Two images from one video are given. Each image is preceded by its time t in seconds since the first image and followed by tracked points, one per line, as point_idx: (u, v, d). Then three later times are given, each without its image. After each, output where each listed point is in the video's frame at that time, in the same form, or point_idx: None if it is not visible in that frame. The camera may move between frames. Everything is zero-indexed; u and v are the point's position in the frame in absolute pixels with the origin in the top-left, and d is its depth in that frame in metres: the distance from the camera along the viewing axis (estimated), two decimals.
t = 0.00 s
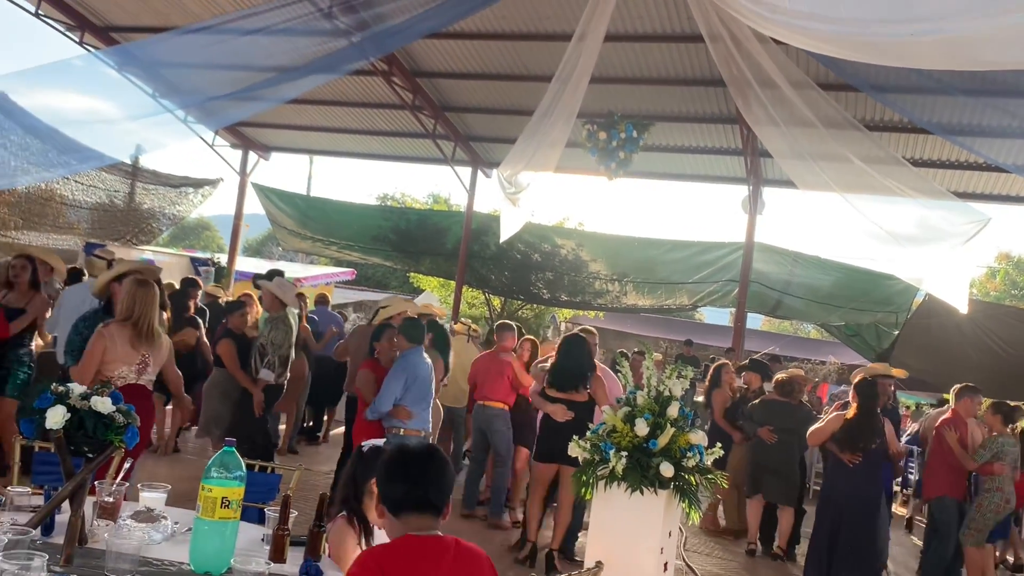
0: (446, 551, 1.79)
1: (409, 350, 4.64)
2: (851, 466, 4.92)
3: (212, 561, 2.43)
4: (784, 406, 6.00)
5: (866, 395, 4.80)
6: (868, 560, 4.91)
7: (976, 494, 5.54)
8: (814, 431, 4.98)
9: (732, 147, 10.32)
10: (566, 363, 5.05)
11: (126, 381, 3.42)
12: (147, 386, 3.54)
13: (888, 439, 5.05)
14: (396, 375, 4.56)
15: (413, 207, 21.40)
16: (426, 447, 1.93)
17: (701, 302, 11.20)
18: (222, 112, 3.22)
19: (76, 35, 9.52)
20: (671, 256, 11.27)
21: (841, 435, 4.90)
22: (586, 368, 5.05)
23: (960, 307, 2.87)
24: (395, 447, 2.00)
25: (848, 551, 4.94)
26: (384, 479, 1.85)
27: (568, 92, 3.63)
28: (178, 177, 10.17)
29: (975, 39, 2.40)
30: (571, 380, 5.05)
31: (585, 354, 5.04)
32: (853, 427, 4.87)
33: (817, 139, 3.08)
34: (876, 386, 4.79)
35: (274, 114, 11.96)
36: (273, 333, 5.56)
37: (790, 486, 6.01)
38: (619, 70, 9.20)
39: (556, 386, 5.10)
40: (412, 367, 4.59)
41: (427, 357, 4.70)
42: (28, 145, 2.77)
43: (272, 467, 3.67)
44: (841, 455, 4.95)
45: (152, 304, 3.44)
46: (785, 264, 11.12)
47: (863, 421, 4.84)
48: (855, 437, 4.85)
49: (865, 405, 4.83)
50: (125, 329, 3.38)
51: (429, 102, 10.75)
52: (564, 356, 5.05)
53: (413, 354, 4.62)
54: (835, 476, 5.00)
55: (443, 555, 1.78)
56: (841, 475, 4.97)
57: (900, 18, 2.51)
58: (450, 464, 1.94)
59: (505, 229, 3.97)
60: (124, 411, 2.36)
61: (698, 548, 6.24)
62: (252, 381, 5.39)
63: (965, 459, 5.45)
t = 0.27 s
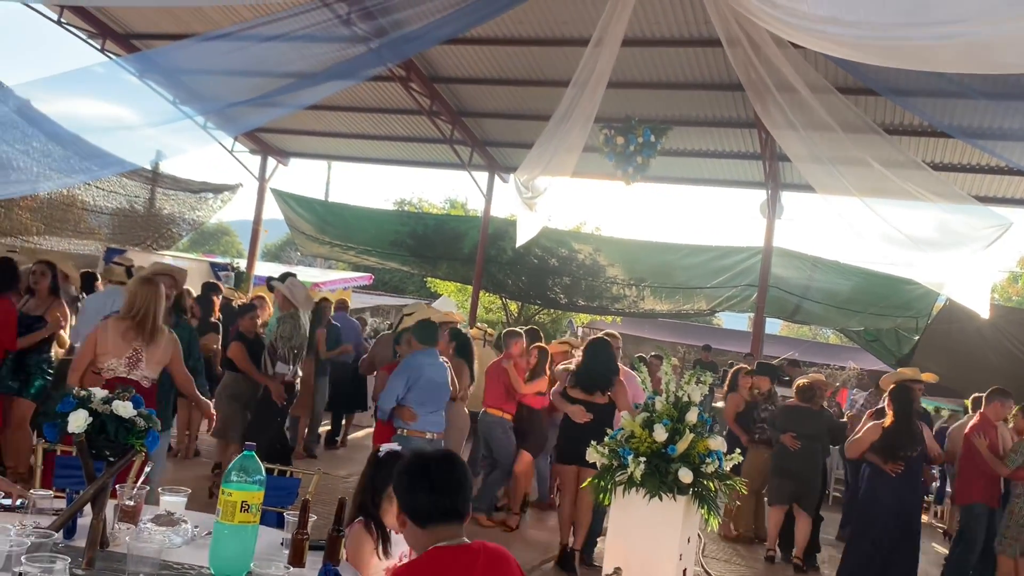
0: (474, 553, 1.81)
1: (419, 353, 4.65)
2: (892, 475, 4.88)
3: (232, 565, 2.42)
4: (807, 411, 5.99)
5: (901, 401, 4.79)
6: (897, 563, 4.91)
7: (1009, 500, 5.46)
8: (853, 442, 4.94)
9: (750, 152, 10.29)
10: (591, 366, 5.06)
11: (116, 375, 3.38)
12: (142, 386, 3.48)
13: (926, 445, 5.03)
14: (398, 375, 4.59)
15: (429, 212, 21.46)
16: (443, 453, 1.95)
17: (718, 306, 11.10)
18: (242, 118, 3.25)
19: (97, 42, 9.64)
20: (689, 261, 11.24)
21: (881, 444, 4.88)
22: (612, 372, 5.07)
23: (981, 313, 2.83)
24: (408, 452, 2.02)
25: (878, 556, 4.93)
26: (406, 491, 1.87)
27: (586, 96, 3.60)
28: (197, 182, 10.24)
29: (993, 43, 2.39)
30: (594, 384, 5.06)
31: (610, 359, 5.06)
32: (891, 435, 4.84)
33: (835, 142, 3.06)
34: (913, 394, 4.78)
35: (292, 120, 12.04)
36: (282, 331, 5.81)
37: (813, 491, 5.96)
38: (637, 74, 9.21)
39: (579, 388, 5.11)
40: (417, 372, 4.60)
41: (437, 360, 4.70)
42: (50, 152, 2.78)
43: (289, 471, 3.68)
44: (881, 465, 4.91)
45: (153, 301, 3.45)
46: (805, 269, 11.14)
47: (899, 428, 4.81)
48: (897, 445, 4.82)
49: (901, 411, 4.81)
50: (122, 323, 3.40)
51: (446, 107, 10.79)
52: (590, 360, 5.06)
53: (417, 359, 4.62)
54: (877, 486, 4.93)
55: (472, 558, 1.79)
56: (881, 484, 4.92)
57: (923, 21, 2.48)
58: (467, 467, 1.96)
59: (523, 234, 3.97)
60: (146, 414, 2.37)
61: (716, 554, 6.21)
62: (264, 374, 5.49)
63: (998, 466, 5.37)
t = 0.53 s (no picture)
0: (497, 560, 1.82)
1: (436, 357, 4.66)
2: (933, 485, 4.84)
3: (252, 569, 2.43)
4: (835, 419, 5.98)
5: (942, 411, 4.70)
6: (936, 573, 4.85)
7: None
8: (890, 454, 4.82)
9: (769, 155, 10.24)
10: (612, 372, 5.10)
11: (109, 378, 3.43)
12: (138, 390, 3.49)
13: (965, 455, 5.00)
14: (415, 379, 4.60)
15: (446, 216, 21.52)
16: (472, 459, 1.97)
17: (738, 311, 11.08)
18: (262, 123, 3.24)
19: (119, 48, 9.75)
20: (708, 265, 11.20)
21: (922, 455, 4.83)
22: (631, 378, 5.12)
23: (1004, 317, 2.80)
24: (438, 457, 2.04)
25: (919, 569, 4.86)
26: (433, 496, 1.88)
27: (604, 99, 3.61)
28: (217, 188, 10.32)
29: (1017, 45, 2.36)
30: (615, 390, 5.09)
31: (630, 365, 5.15)
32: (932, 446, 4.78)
33: (856, 146, 3.01)
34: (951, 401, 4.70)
35: (311, 126, 12.11)
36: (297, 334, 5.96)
37: (839, 496, 5.92)
38: (655, 78, 9.20)
39: (599, 394, 5.12)
40: (433, 376, 4.62)
41: (453, 366, 4.70)
42: (73, 158, 2.82)
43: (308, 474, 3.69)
44: (921, 475, 4.87)
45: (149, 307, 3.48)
46: (824, 272, 11.02)
47: (940, 438, 4.75)
48: (942, 456, 4.76)
49: (941, 421, 4.75)
50: (119, 328, 3.47)
51: (464, 111, 10.82)
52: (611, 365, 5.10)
53: (433, 363, 4.63)
54: (913, 495, 4.91)
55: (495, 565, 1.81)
56: (920, 493, 4.89)
57: (949, 22, 2.45)
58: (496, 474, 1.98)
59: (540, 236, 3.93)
60: (166, 418, 2.40)
61: (736, 560, 6.17)
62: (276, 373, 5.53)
63: None
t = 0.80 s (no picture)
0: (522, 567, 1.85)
1: (456, 362, 4.67)
2: (965, 493, 4.77)
3: (273, 571, 2.46)
4: (855, 422, 5.90)
5: (974, 416, 4.74)
6: None
7: None
8: (923, 458, 4.74)
9: (788, 157, 10.18)
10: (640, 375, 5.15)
11: (131, 380, 3.54)
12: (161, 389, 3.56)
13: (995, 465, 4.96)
14: (440, 385, 4.60)
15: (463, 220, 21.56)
16: (510, 467, 2.00)
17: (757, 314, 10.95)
18: (281, 129, 3.24)
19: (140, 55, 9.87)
20: (727, 268, 11.15)
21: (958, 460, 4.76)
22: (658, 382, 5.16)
23: None
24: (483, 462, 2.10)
25: None
26: (467, 498, 1.94)
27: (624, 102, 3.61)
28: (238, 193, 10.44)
29: None
30: (642, 393, 5.13)
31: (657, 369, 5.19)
32: (965, 450, 4.74)
33: (876, 149, 2.99)
34: (983, 407, 4.74)
35: (330, 131, 12.19)
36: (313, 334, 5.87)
37: (861, 502, 5.86)
38: (672, 81, 9.17)
39: (626, 397, 5.16)
40: (457, 380, 4.62)
41: (477, 369, 4.70)
42: (94, 164, 2.84)
43: (327, 478, 3.71)
44: (954, 482, 4.79)
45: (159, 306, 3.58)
46: (844, 276, 10.94)
47: (973, 444, 4.73)
48: (976, 463, 4.72)
49: (974, 426, 4.75)
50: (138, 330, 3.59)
51: (482, 116, 10.84)
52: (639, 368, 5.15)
53: (457, 368, 4.65)
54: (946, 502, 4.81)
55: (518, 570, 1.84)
56: (952, 500, 4.80)
57: (965, 23, 2.40)
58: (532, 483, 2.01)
59: (558, 241, 3.89)
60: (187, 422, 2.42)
61: (756, 565, 6.13)
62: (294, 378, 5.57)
63: None
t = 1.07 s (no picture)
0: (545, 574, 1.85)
1: (474, 364, 4.70)
2: (1008, 500, 4.50)
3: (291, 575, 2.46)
4: (872, 427, 5.87)
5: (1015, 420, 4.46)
6: None
7: None
8: (966, 463, 4.53)
9: (807, 159, 10.11)
10: (670, 384, 5.65)
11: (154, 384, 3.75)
12: (178, 391, 3.71)
13: None
14: (458, 386, 4.61)
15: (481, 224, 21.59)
16: (537, 470, 1.99)
17: (776, 317, 10.95)
18: (298, 133, 3.30)
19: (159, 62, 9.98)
20: (745, 271, 11.09)
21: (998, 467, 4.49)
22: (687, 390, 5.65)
23: None
24: (515, 465, 2.10)
25: None
26: (496, 500, 1.95)
27: (639, 106, 3.57)
28: (255, 199, 10.57)
29: None
30: (671, 400, 5.64)
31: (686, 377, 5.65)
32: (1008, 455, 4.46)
33: (897, 151, 2.95)
34: None
35: (348, 136, 12.25)
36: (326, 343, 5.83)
37: (879, 513, 5.81)
38: (689, 83, 9.15)
39: (656, 403, 5.67)
40: (475, 382, 4.63)
41: (494, 372, 4.71)
42: (115, 169, 2.94)
43: (345, 482, 3.72)
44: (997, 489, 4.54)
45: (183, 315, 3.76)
46: (863, 278, 10.85)
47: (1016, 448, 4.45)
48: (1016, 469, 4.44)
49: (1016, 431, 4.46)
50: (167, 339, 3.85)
51: (499, 119, 10.85)
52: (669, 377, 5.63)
53: (476, 371, 4.66)
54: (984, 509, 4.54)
55: None
56: (993, 507, 4.52)
57: (987, 23, 2.36)
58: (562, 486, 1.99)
59: (574, 244, 3.96)
60: (205, 426, 2.43)
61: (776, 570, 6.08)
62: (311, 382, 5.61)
63: None
